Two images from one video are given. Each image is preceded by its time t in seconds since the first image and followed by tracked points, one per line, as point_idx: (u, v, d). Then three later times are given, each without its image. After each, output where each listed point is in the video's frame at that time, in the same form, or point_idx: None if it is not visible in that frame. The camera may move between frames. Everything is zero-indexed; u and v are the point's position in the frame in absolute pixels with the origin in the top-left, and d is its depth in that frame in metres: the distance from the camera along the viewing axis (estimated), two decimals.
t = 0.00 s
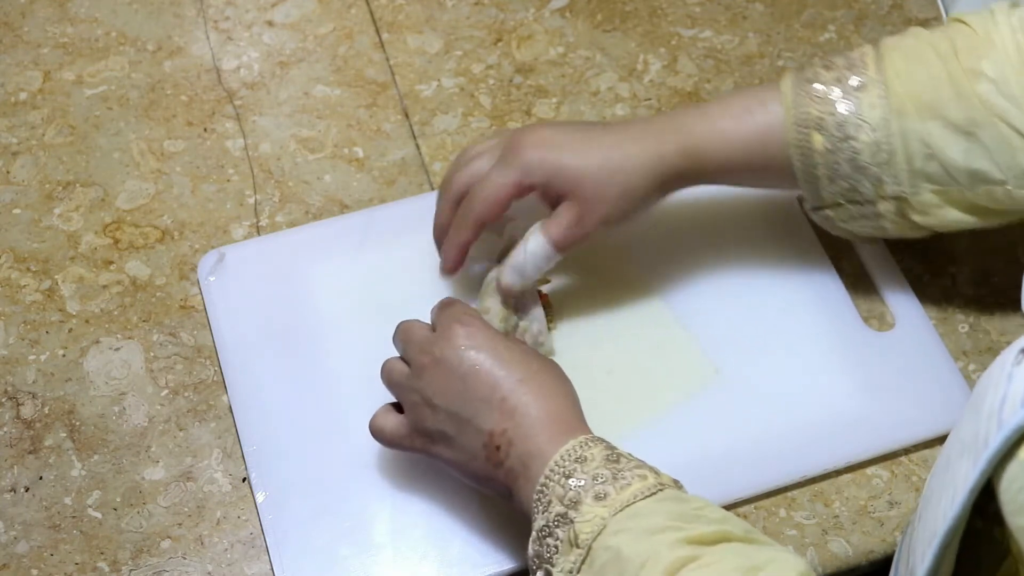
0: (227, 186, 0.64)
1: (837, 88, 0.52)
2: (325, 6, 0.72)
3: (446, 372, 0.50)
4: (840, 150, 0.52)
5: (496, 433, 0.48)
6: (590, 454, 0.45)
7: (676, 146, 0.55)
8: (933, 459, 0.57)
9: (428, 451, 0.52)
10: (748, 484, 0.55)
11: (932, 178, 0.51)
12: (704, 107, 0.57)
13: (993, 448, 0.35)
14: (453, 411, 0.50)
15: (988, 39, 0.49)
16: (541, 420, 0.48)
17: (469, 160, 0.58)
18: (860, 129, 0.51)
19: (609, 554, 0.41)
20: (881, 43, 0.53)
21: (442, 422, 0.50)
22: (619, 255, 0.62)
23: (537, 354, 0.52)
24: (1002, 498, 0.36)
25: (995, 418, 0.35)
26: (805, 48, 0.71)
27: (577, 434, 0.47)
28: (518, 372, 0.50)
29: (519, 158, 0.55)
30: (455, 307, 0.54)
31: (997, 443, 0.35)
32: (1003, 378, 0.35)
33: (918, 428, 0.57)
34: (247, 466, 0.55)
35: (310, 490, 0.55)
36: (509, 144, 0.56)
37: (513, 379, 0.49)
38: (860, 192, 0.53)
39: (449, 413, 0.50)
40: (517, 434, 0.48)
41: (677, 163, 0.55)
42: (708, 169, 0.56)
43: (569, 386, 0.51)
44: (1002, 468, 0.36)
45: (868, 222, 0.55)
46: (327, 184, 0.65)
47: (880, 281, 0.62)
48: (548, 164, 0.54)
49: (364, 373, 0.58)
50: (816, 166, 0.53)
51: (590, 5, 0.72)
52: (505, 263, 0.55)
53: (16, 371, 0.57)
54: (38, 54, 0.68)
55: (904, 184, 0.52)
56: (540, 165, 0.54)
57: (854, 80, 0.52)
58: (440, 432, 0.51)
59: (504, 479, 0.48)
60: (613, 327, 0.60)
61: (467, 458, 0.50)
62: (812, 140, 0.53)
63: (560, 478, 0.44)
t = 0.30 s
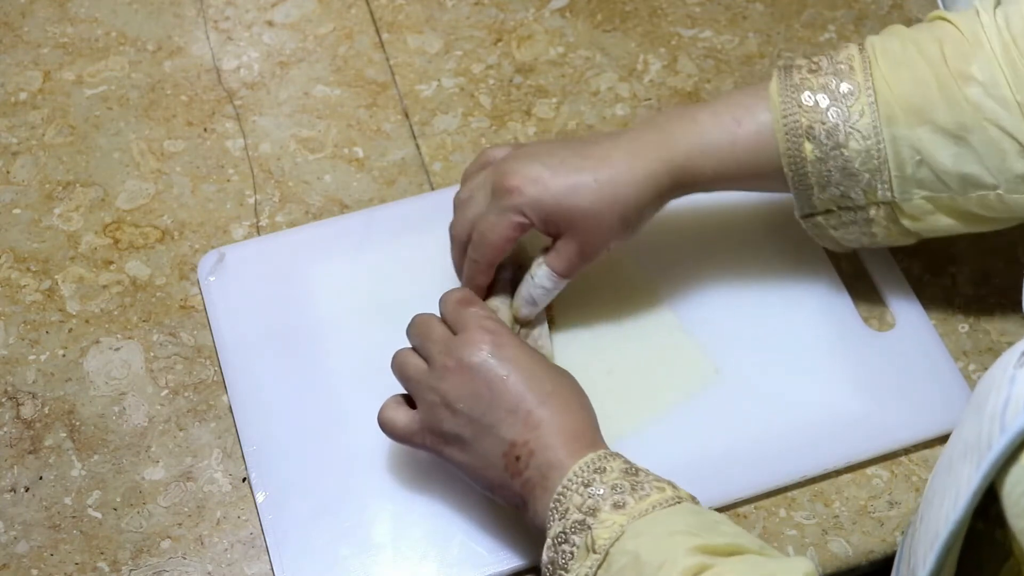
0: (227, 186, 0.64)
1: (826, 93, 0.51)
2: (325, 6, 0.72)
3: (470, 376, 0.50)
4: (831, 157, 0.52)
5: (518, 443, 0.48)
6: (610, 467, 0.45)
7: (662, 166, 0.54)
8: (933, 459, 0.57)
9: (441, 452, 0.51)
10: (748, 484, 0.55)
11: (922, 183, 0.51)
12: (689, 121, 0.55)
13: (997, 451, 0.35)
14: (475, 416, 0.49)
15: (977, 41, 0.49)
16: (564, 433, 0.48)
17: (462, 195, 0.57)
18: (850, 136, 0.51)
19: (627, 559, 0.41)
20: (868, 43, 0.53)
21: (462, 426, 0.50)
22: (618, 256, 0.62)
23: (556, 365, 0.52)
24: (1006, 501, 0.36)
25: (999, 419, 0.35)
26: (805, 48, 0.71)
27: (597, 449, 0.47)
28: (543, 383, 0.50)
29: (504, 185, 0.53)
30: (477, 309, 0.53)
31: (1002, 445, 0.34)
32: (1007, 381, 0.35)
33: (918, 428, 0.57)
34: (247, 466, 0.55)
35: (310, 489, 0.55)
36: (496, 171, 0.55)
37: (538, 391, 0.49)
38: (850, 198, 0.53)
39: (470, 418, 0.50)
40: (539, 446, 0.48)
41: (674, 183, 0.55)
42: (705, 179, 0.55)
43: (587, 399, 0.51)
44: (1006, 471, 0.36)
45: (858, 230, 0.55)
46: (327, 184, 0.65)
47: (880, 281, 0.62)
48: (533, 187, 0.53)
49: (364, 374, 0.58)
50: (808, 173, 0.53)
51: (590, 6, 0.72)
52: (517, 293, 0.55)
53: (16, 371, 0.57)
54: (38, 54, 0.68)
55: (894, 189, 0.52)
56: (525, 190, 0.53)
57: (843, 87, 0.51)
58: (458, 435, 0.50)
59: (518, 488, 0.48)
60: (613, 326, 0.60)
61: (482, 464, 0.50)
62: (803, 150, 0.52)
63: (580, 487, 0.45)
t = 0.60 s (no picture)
0: (227, 186, 0.64)
1: (853, 146, 0.52)
2: (325, 6, 0.72)
3: (508, 398, 0.50)
4: (864, 208, 0.52)
5: (547, 470, 0.49)
6: (634, 495, 0.47)
7: (713, 207, 0.55)
8: (932, 459, 0.57)
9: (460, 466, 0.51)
10: (747, 484, 0.55)
11: (957, 223, 0.51)
12: (740, 161, 0.57)
13: (1003, 450, 0.35)
14: (508, 438, 0.50)
15: (999, 75, 0.49)
16: (594, 467, 0.49)
17: (505, 199, 0.55)
18: (882, 186, 0.51)
19: None
20: (890, 84, 0.53)
21: (491, 444, 0.50)
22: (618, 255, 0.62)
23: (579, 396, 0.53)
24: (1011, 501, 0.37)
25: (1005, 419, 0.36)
26: (805, 48, 0.71)
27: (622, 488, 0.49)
28: (575, 416, 0.51)
29: (571, 209, 0.53)
30: (515, 330, 0.53)
31: (1008, 443, 0.35)
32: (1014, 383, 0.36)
33: (918, 429, 0.57)
34: (247, 466, 0.55)
35: (310, 489, 0.55)
36: (557, 192, 0.54)
37: (572, 424, 0.50)
38: (888, 244, 0.54)
39: (501, 439, 0.50)
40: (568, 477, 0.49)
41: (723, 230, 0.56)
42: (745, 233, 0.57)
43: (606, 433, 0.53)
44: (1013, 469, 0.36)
45: (898, 274, 0.56)
46: (327, 184, 0.65)
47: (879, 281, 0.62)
48: (605, 219, 0.53)
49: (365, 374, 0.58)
50: (843, 225, 0.54)
51: (590, 6, 0.72)
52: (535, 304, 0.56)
53: (16, 371, 0.57)
54: (38, 54, 0.68)
55: (930, 230, 0.52)
56: (600, 219, 0.53)
57: (873, 140, 0.51)
58: (484, 452, 0.50)
59: (539, 514, 0.49)
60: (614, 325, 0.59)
61: (505, 483, 0.50)
62: (836, 202, 0.53)
63: (603, 512, 0.46)
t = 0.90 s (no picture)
0: (227, 186, 0.64)
1: (864, 184, 0.53)
2: (325, 6, 0.72)
3: (530, 421, 0.50)
4: (877, 242, 0.54)
5: (563, 496, 0.49)
6: (650, 523, 0.47)
7: (746, 236, 0.56)
8: (932, 459, 0.57)
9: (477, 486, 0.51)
10: (747, 484, 0.55)
11: (971, 252, 0.52)
12: (771, 187, 0.57)
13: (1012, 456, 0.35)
14: (528, 462, 0.50)
15: (1005, 100, 0.49)
16: (610, 494, 0.49)
17: (550, 212, 0.55)
18: (893, 220, 0.53)
19: None
20: (895, 113, 0.54)
21: (511, 467, 0.50)
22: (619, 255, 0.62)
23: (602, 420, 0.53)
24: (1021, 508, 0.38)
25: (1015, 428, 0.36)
26: (805, 48, 0.71)
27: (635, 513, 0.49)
28: (597, 442, 0.50)
29: (616, 232, 0.53)
30: (544, 353, 0.53)
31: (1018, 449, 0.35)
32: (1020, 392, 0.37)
33: (917, 428, 0.57)
34: (247, 466, 0.55)
35: (311, 489, 0.55)
36: (603, 215, 0.54)
37: (593, 451, 0.50)
38: (904, 278, 0.55)
39: (521, 462, 0.50)
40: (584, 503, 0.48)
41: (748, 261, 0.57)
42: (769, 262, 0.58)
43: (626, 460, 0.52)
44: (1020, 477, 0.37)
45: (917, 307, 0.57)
46: (327, 184, 0.65)
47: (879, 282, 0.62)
48: (649, 249, 0.53)
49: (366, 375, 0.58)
50: (858, 258, 0.55)
51: (590, 6, 0.72)
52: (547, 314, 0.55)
53: (16, 371, 0.57)
54: (38, 54, 0.68)
55: (944, 262, 0.53)
56: (644, 247, 0.53)
57: (885, 179, 0.53)
58: (503, 474, 0.50)
59: (554, 539, 0.49)
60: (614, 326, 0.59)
61: (521, 506, 0.50)
62: (849, 237, 0.55)
63: (619, 539, 0.46)
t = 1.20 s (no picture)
0: (227, 186, 0.64)
1: (890, 190, 0.53)
2: (325, 6, 0.72)
3: (584, 418, 0.49)
4: (906, 246, 0.54)
5: (607, 496, 0.49)
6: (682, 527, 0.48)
7: (775, 244, 0.57)
8: (932, 459, 0.57)
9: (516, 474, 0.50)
10: (747, 484, 0.55)
11: (998, 256, 0.52)
12: (799, 193, 0.57)
13: None
14: (576, 458, 0.49)
15: None
16: (650, 500, 0.49)
17: (582, 222, 0.55)
18: (921, 225, 0.53)
19: None
20: (919, 117, 0.54)
21: (559, 460, 0.49)
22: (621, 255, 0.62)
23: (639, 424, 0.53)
24: None
25: None
26: (805, 48, 0.71)
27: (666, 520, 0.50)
28: (643, 445, 0.51)
29: (651, 245, 0.53)
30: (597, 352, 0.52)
31: None
32: None
33: (917, 428, 0.57)
34: (246, 466, 0.55)
35: (312, 489, 0.55)
36: (637, 227, 0.54)
37: (639, 456, 0.50)
38: (932, 283, 0.55)
39: (570, 457, 0.49)
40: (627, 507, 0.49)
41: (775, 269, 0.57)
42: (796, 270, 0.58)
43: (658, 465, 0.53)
44: None
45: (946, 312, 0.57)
46: (327, 184, 0.65)
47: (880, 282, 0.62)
48: (682, 261, 0.53)
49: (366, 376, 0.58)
50: (887, 264, 0.55)
51: (590, 6, 0.72)
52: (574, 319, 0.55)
53: (16, 371, 0.57)
54: (37, 54, 0.68)
55: (972, 267, 0.53)
56: (677, 259, 0.53)
57: (912, 185, 0.53)
58: (549, 467, 0.49)
59: (588, 537, 0.49)
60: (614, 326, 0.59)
61: (561, 500, 0.50)
62: (877, 242, 0.55)
63: (653, 539, 0.47)
